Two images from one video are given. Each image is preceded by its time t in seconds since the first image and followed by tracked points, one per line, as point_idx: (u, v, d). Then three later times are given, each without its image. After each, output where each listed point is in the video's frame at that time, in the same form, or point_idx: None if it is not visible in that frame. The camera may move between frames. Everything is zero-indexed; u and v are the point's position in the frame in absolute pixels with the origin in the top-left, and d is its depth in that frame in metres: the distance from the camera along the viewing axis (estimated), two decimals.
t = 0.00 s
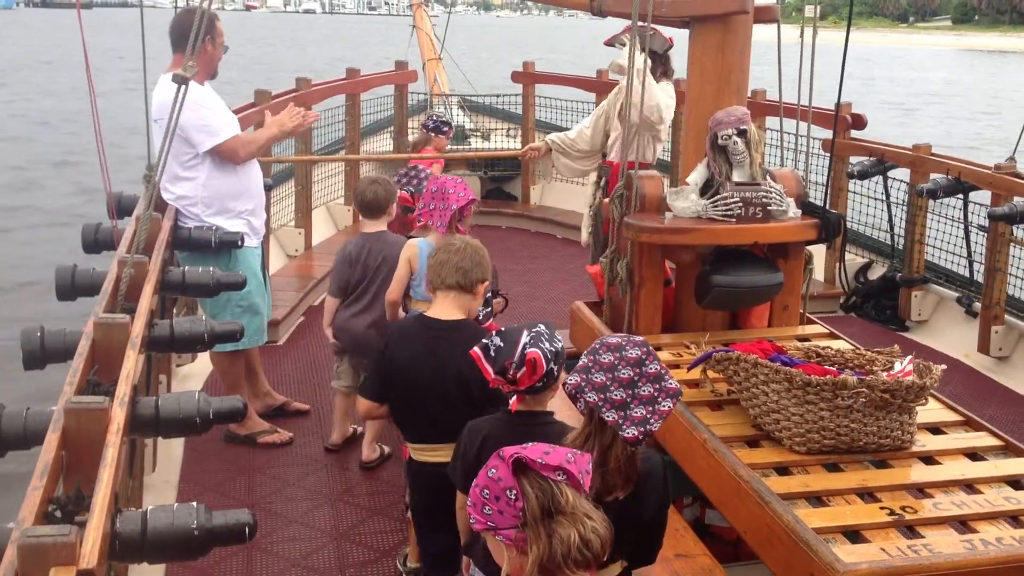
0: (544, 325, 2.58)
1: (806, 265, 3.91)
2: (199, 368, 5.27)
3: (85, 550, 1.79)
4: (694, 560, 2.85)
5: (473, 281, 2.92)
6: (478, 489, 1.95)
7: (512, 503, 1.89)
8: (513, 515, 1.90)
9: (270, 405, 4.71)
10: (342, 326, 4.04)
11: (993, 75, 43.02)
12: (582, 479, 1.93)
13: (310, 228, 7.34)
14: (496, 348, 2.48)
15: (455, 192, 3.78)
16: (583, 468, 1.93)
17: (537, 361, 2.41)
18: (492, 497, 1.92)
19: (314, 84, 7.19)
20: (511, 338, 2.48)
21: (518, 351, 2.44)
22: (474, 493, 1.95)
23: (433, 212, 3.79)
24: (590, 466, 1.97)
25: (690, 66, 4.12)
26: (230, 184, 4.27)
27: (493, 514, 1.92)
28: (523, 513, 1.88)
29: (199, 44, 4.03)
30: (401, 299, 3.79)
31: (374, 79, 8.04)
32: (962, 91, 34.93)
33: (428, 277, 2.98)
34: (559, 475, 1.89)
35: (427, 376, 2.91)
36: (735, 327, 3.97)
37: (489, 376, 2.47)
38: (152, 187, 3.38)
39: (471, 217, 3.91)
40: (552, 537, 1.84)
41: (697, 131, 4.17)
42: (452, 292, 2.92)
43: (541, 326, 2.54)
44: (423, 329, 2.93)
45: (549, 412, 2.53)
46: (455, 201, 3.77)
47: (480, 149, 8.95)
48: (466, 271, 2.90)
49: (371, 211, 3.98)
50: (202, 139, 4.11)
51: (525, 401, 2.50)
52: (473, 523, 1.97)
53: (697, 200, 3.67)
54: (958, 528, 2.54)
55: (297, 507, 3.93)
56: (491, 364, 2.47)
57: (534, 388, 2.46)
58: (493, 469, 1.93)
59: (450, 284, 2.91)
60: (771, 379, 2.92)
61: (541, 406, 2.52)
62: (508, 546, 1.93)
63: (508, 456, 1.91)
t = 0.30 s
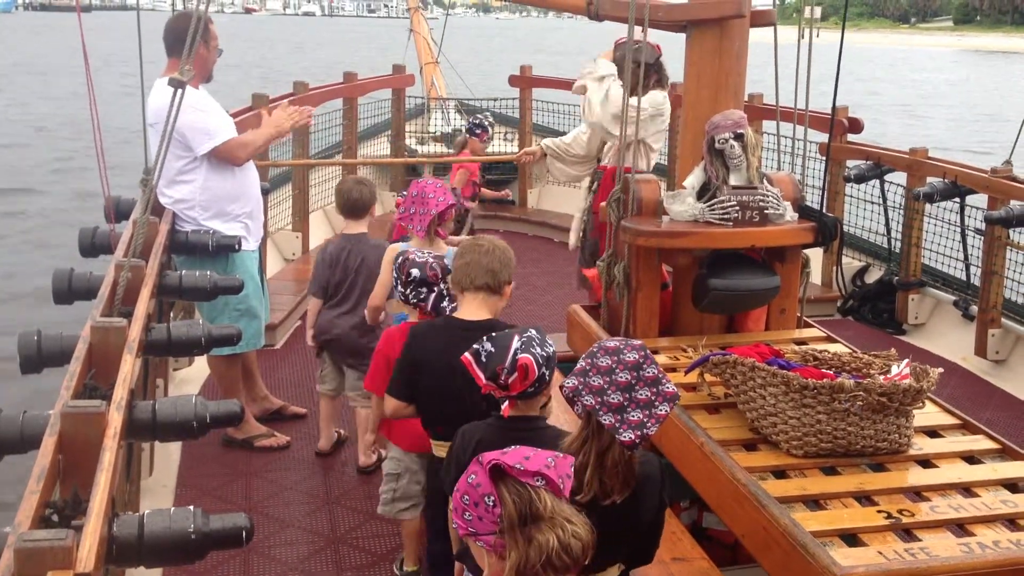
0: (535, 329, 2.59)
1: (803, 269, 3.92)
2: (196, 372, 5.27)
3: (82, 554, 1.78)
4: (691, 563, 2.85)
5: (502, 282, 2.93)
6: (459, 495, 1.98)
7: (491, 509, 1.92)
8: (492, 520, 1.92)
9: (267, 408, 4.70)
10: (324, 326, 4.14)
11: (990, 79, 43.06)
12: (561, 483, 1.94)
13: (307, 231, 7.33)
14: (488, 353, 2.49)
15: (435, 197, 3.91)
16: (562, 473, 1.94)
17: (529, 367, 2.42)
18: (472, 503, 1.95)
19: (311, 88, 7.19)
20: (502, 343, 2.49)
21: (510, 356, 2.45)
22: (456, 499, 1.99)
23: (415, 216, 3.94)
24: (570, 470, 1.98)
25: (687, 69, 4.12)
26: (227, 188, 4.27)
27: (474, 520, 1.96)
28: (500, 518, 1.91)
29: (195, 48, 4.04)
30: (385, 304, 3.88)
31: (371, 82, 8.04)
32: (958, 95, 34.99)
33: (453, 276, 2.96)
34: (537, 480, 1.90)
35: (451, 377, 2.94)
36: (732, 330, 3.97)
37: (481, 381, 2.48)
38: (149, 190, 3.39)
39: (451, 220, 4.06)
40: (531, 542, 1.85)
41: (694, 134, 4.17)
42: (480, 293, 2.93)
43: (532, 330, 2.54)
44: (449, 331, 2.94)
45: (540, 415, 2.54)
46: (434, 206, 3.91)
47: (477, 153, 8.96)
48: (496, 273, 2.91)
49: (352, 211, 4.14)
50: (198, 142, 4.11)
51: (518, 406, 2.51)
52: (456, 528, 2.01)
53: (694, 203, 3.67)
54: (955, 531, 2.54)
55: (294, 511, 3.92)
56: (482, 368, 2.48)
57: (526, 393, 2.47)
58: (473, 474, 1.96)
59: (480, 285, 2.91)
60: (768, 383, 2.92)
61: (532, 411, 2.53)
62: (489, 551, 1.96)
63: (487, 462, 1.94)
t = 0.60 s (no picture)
0: (533, 333, 2.58)
1: (803, 273, 3.92)
2: (196, 375, 5.27)
3: (83, 556, 1.78)
4: (692, 567, 2.85)
5: (542, 279, 3.06)
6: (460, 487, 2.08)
7: (482, 511, 2.01)
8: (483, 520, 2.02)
9: (268, 411, 4.70)
10: (312, 328, 4.24)
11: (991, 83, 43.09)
12: (561, 497, 1.98)
13: (308, 234, 7.33)
14: (488, 358, 2.48)
15: (435, 196, 3.93)
16: (560, 490, 1.98)
17: (530, 373, 2.42)
18: (469, 500, 2.05)
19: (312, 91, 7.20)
20: (502, 347, 2.48)
21: (510, 361, 2.44)
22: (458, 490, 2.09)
23: (415, 216, 3.99)
24: (576, 483, 2.02)
25: (688, 73, 4.12)
26: (228, 190, 4.27)
27: (469, 514, 2.06)
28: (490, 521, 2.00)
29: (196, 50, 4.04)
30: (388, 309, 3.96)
31: (372, 85, 8.04)
32: (958, 99, 34.99)
33: (493, 274, 3.06)
34: (531, 493, 1.96)
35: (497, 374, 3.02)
36: (733, 334, 3.97)
37: (482, 387, 2.48)
38: (150, 193, 3.39)
39: (453, 216, 4.09)
40: (513, 553, 1.95)
41: (695, 138, 4.17)
42: (520, 291, 3.04)
43: (532, 335, 2.53)
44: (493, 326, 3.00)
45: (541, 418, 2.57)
46: (435, 204, 3.93)
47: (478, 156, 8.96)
48: (537, 272, 3.04)
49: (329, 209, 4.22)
50: (199, 144, 4.11)
51: (519, 409, 2.53)
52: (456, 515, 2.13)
53: (695, 207, 3.66)
54: (956, 536, 2.54)
55: (294, 514, 3.92)
56: (482, 374, 2.48)
57: (527, 398, 2.47)
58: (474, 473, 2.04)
59: (522, 283, 3.03)
60: (768, 387, 2.92)
61: (533, 413, 2.55)
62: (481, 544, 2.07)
63: (486, 466, 2.01)
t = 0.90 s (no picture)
0: (541, 335, 2.60)
1: (806, 274, 3.91)
2: (199, 375, 5.27)
3: (86, 557, 1.78)
4: (694, 568, 2.85)
5: (559, 278, 3.09)
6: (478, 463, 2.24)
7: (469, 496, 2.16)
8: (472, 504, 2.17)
9: (271, 411, 4.70)
10: (324, 326, 4.22)
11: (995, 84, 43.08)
12: (523, 524, 2.00)
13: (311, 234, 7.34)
14: (496, 359, 2.50)
15: (442, 198, 3.92)
16: (525, 517, 2.00)
17: (537, 373, 2.42)
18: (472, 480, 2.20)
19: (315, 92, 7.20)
20: (510, 348, 2.50)
21: (518, 362, 2.45)
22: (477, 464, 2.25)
23: (425, 216, 3.97)
24: (550, 519, 2.01)
25: (691, 74, 4.12)
26: (232, 190, 4.27)
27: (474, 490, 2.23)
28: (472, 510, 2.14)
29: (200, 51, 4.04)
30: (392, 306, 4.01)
31: (375, 86, 8.05)
32: (961, 100, 34.97)
33: (510, 271, 3.08)
34: (496, 507, 2.02)
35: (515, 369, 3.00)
36: (736, 335, 3.97)
37: (490, 388, 2.49)
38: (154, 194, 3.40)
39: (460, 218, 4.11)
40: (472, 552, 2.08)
41: (698, 139, 4.16)
42: (538, 287, 3.06)
43: (540, 335, 2.55)
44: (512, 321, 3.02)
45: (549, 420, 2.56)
46: (443, 205, 3.91)
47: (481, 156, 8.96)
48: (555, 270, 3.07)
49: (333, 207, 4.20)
50: (201, 145, 4.11)
51: (527, 411, 2.52)
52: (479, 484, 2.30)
53: (698, 208, 3.66)
54: (958, 537, 2.53)
55: (297, 514, 3.93)
56: (491, 375, 2.48)
57: (534, 399, 2.47)
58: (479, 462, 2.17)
59: (542, 280, 3.05)
60: (772, 388, 2.92)
61: (540, 415, 2.54)
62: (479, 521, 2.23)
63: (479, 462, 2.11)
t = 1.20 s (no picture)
0: (549, 338, 2.60)
1: (809, 275, 3.91)
2: (202, 377, 5.28)
3: (89, 559, 1.78)
4: (697, 570, 2.84)
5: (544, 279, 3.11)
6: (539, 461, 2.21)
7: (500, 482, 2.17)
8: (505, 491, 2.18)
9: (274, 413, 4.70)
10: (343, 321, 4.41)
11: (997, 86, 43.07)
12: (480, 519, 1.97)
13: (314, 236, 7.35)
14: (501, 361, 2.50)
15: (439, 192, 3.97)
16: (481, 511, 1.97)
17: (541, 376, 2.42)
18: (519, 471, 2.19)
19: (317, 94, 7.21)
20: (515, 350, 2.50)
21: (523, 365, 2.45)
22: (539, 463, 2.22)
23: (421, 213, 4.02)
24: (501, 525, 1.93)
25: (693, 76, 4.12)
26: (233, 192, 4.27)
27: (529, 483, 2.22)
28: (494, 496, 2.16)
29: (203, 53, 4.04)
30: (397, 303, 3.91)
31: (377, 88, 8.05)
32: (963, 102, 34.96)
33: (498, 270, 3.09)
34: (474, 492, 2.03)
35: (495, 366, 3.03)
36: (739, 337, 3.96)
37: (495, 390, 2.48)
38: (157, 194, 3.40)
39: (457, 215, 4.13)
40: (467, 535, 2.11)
41: (700, 140, 4.16)
42: (526, 289, 3.08)
43: (546, 338, 2.56)
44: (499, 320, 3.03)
45: (555, 423, 2.55)
46: (439, 200, 3.96)
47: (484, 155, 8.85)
48: (542, 272, 3.09)
49: (349, 205, 4.36)
50: (202, 147, 4.11)
51: (531, 414, 2.52)
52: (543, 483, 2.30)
53: (701, 210, 3.67)
54: (962, 539, 2.53)
55: (299, 516, 3.93)
56: (496, 377, 2.48)
57: (539, 402, 2.46)
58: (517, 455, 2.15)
59: (529, 280, 3.07)
60: (774, 390, 2.92)
61: (546, 418, 2.54)
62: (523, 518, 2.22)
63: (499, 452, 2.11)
